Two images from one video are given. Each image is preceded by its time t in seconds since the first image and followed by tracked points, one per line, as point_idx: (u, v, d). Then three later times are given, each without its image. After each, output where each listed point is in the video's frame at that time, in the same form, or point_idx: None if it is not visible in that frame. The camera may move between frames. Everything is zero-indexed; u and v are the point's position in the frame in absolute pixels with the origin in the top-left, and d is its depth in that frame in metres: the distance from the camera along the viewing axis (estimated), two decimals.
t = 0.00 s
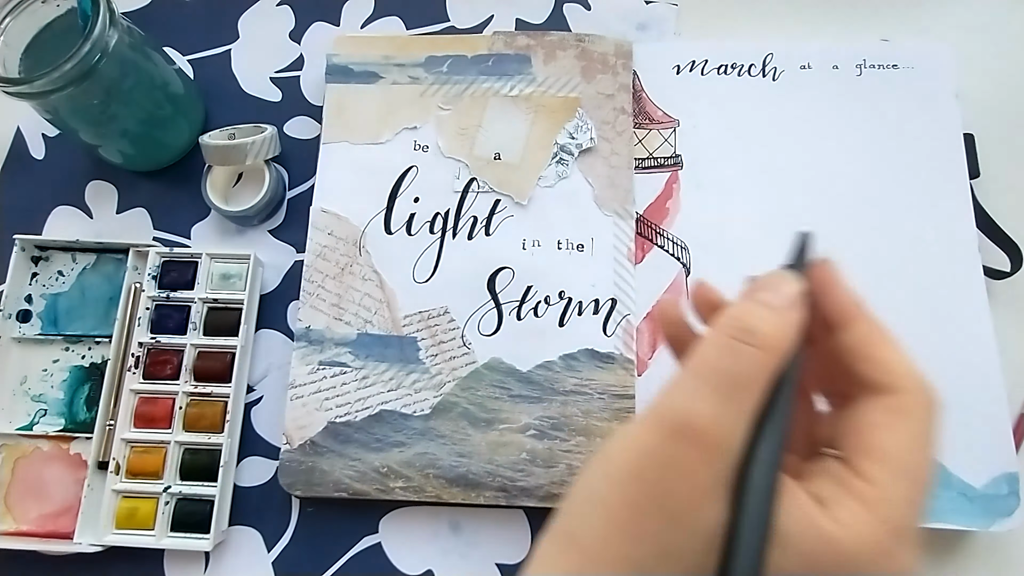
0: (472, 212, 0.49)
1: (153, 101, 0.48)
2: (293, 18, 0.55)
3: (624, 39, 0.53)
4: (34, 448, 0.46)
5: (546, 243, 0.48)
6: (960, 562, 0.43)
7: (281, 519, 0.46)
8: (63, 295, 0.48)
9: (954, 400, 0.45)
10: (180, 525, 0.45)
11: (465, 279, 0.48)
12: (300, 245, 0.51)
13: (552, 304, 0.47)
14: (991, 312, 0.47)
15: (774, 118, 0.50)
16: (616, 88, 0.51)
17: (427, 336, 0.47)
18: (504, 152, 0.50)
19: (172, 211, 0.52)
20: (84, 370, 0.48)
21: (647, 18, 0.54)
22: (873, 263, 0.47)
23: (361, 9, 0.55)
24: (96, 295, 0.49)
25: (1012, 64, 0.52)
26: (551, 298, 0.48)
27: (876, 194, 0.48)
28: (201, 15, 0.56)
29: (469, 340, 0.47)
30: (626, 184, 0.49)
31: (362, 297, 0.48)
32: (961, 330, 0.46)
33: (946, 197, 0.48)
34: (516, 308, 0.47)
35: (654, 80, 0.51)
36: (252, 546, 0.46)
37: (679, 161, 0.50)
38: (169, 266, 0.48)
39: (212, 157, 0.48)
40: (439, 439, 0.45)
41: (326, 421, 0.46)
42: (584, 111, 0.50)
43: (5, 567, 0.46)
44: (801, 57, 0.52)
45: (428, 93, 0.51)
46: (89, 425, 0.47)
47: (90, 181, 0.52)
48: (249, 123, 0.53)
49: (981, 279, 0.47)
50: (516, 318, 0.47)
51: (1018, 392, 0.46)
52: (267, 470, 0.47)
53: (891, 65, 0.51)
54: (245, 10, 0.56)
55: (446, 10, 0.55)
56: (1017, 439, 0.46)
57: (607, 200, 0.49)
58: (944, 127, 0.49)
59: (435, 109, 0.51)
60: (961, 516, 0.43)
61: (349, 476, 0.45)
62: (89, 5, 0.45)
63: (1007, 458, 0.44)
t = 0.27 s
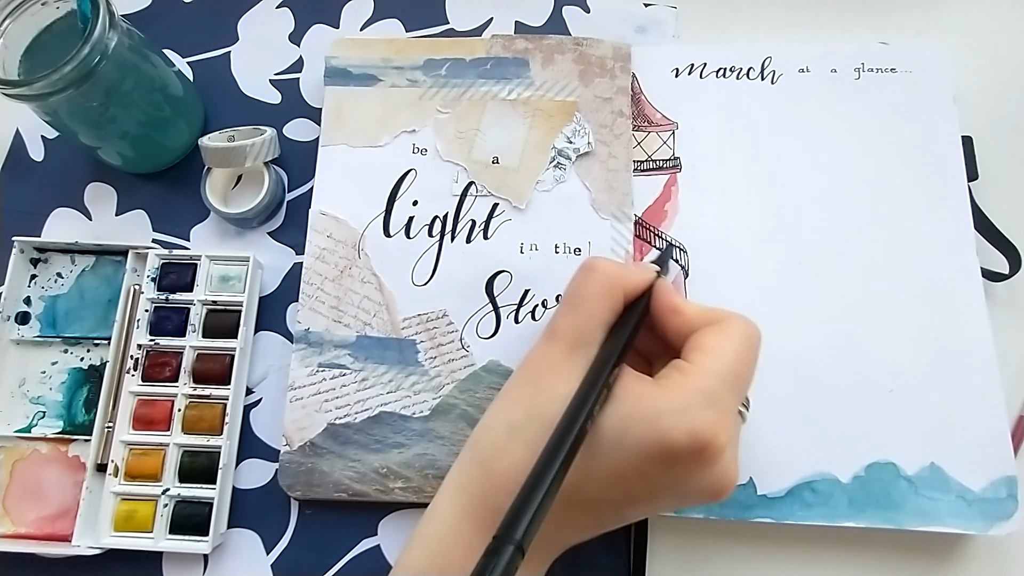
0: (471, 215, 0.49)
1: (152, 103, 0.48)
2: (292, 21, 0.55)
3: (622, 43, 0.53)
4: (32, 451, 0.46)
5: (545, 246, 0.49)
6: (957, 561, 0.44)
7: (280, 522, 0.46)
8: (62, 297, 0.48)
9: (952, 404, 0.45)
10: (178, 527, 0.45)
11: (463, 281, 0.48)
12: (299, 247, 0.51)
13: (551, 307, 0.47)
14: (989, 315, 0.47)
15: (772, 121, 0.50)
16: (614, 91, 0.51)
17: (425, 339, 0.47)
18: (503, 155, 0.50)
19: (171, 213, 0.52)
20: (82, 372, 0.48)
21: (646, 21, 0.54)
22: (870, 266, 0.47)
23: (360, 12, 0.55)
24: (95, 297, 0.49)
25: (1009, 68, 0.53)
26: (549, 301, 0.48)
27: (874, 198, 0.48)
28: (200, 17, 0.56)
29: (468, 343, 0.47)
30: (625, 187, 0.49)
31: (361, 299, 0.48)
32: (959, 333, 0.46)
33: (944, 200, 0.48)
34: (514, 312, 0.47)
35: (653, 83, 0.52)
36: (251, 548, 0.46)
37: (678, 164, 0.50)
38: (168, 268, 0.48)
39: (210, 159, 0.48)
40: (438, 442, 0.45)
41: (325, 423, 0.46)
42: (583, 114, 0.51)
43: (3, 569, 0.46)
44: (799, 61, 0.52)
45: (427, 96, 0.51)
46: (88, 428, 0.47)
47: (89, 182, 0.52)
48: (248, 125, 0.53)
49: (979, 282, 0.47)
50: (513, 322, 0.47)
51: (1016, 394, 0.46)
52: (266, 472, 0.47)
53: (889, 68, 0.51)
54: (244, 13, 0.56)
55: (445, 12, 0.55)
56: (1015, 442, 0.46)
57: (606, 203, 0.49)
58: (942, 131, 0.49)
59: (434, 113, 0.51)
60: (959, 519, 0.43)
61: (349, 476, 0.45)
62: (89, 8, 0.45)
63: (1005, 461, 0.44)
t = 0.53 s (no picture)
0: (470, 216, 0.49)
1: (152, 104, 0.48)
2: (292, 22, 0.55)
3: (622, 44, 0.53)
4: (31, 452, 0.46)
5: (544, 247, 0.49)
6: (957, 561, 0.44)
7: (278, 523, 0.46)
8: (61, 298, 0.48)
9: (951, 405, 0.45)
10: (177, 528, 0.44)
11: (463, 283, 0.48)
12: (298, 248, 0.51)
13: (550, 308, 0.47)
14: (988, 316, 0.47)
15: (771, 123, 0.50)
16: (614, 93, 0.51)
17: (424, 340, 0.47)
18: (502, 156, 0.50)
19: (170, 214, 0.52)
20: (82, 373, 0.47)
21: (645, 23, 0.54)
22: (870, 268, 0.47)
23: (360, 13, 0.55)
24: (94, 298, 0.48)
25: (1008, 70, 0.53)
26: (549, 302, 0.48)
27: (873, 199, 0.48)
28: (200, 19, 0.56)
29: (467, 344, 0.47)
30: (624, 188, 0.49)
31: (360, 300, 0.48)
32: (958, 334, 0.46)
33: (943, 202, 0.48)
34: (513, 313, 0.47)
35: (652, 85, 0.52)
36: (250, 549, 0.46)
37: (677, 166, 0.50)
38: (167, 269, 0.48)
39: (210, 160, 0.48)
40: (437, 443, 0.45)
41: (324, 424, 0.46)
42: (582, 116, 0.51)
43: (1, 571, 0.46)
44: (798, 63, 0.52)
45: (427, 97, 0.51)
46: (86, 429, 0.46)
47: (88, 183, 0.52)
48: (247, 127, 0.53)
49: (978, 283, 0.47)
50: (513, 323, 0.47)
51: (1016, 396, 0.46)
52: (264, 473, 0.47)
53: (888, 71, 0.51)
54: (244, 14, 0.56)
55: (444, 14, 0.55)
56: (1015, 444, 0.46)
57: (605, 205, 0.49)
58: (941, 132, 0.50)
59: (433, 114, 0.51)
60: (959, 521, 0.43)
61: (348, 477, 0.45)
62: (89, 9, 0.45)
63: (1005, 462, 0.44)
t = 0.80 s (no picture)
0: (471, 214, 0.49)
1: (152, 103, 0.48)
2: (293, 21, 0.55)
3: (623, 43, 0.53)
4: (31, 451, 0.46)
5: (546, 245, 0.48)
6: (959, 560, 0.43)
7: (279, 522, 0.46)
8: (61, 297, 0.48)
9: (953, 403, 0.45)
10: (177, 528, 0.44)
11: (463, 281, 0.48)
12: (299, 247, 0.51)
13: (551, 306, 0.47)
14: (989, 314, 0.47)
15: (772, 121, 0.50)
16: (615, 91, 0.51)
17: (425, 339, 0.47)
18: (504, 154, 0.50)
19: (171, 213, 0.52)
20: (82, 373, 0.47)
21: (646, 21, 0.54)
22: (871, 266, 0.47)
23: (360, 12, 0.55)
24: (95, 297, 0.48)
25: (1009, 67, 0.53)
26: (550, 300, 0.48)
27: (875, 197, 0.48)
28: (201, 18, 0.56)
29: (468, 343, 0.47)
30: (625, 186, 0.49)
31: (361, 299, 0.48)
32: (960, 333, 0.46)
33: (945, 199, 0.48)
34: (515, 311, 0.47)
35: (653, 83, 0.52)
36: (251, 549, 0.46)
37: (678, 164, 0.50)
38: (168, 269, 0.48)
39: (210, 159, 0.48)
40: (437, 442, 0.45)
41: (324, 424, 0.46)
42: (584, 114, 0.51)
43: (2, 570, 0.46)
44: (799, 61, 0.52)
45: (427, 95, 0.51)
46: (87, 428, 0.46)
47: (89, 183, 0.52)
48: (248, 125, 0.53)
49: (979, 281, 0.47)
50: (514, 321, 0.47)
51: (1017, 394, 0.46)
52: (265, 473, 0.47)
53: (889, 68, 0.51)
54: (244, 13, 0.56)
55: (444, 13, 0.55)
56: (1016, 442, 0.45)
57: (606, 203, 0.49)
58: (943, 130, 0.49)
59: (434, 112, 0.51)
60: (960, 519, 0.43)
61: (348, 478, 0.45)
62: (89, 8, 0.45)
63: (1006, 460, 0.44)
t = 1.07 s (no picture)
0: (472, 213, 0.49)
1: (153, 102, 0.48)
2: (293, 19, 0.55)
3: (624, 41, 0.53)
4: (34, 450, 0.46)
5: (547, 243, 0.48)
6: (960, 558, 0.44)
7: (281, 520, 0.46)
8: (62, 296, 0.48)
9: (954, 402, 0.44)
10: (180, 526, 0.45)
11: (464, 280, 0.48)
12: (299, 246, 0.51)
13: (553, 305, 0.47)
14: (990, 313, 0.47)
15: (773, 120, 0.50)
16: (615, 89, 0.51)
17: (426, 337, 0.47)
18: (505, 153, 0.50)
19: (172, 212, 0.52)
20: (84, 372, 0.48)
21: (647, 19, 0.54)
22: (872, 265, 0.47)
23: (361, 10, 0.55)
24: (97, 296, 0.49)
25: (1011, 65, 0.52)
26: (551, 299, 0.48)
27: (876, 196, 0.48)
28: (201, 16, 0.56)
29: (469, 341, 0.47)
30: (626, 185, 0.49)
31: (362, 298, 0.48)
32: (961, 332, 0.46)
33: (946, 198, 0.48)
34: (517, 309, 0.47)
35: (654, 81, 0.51)
36: (252, 547, 0.46)
37: (678, 163, 0.50)
38: (169, 267, 0.48)
39: (211, 158, 0.48)
40: (439, 441, 0.45)
41: (325, 422, 0.46)
42: (585, 112, 0.51)
43: (5, 569, 0.46)
44: (800, 59, 0.52)
45: (428, 93, 0.51)
46: (88, 427, 0.47)
47: (90, 182, 0.52)
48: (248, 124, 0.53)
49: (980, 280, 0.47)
50: (516, 319, 0.47)
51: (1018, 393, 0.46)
52: (267, 471, 0.47)
53: (889, 67, 0.51)
54: (245, 11, 0.56)
55: (445, 11, 0.55)
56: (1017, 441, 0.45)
57: (608, 201, 0.49)
58: (944, 129, 0.49)
59: (435, 111, 0.51)
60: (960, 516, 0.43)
61: (349, 477, 0.45)
62: (89, 7, 0.45)
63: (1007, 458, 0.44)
